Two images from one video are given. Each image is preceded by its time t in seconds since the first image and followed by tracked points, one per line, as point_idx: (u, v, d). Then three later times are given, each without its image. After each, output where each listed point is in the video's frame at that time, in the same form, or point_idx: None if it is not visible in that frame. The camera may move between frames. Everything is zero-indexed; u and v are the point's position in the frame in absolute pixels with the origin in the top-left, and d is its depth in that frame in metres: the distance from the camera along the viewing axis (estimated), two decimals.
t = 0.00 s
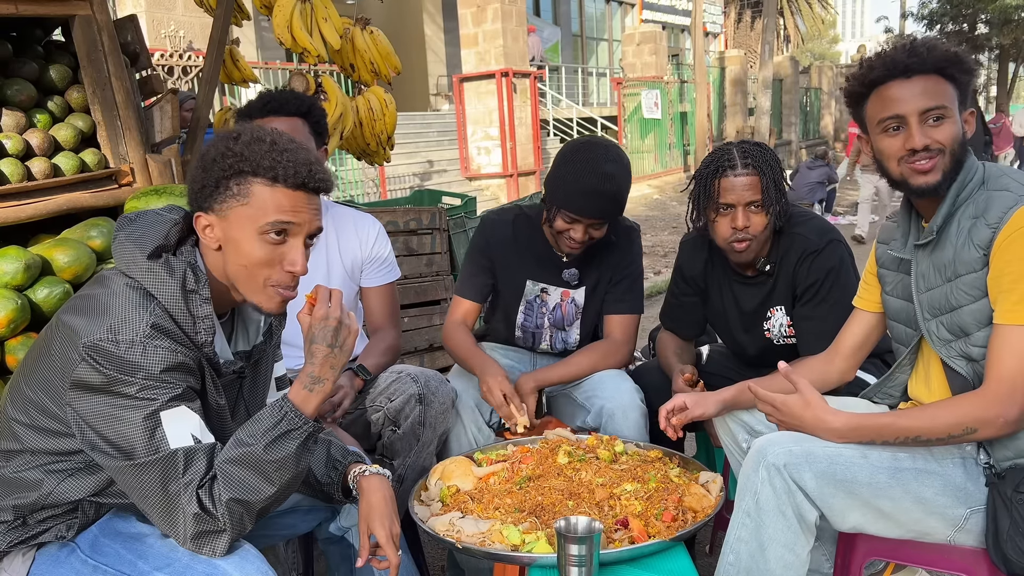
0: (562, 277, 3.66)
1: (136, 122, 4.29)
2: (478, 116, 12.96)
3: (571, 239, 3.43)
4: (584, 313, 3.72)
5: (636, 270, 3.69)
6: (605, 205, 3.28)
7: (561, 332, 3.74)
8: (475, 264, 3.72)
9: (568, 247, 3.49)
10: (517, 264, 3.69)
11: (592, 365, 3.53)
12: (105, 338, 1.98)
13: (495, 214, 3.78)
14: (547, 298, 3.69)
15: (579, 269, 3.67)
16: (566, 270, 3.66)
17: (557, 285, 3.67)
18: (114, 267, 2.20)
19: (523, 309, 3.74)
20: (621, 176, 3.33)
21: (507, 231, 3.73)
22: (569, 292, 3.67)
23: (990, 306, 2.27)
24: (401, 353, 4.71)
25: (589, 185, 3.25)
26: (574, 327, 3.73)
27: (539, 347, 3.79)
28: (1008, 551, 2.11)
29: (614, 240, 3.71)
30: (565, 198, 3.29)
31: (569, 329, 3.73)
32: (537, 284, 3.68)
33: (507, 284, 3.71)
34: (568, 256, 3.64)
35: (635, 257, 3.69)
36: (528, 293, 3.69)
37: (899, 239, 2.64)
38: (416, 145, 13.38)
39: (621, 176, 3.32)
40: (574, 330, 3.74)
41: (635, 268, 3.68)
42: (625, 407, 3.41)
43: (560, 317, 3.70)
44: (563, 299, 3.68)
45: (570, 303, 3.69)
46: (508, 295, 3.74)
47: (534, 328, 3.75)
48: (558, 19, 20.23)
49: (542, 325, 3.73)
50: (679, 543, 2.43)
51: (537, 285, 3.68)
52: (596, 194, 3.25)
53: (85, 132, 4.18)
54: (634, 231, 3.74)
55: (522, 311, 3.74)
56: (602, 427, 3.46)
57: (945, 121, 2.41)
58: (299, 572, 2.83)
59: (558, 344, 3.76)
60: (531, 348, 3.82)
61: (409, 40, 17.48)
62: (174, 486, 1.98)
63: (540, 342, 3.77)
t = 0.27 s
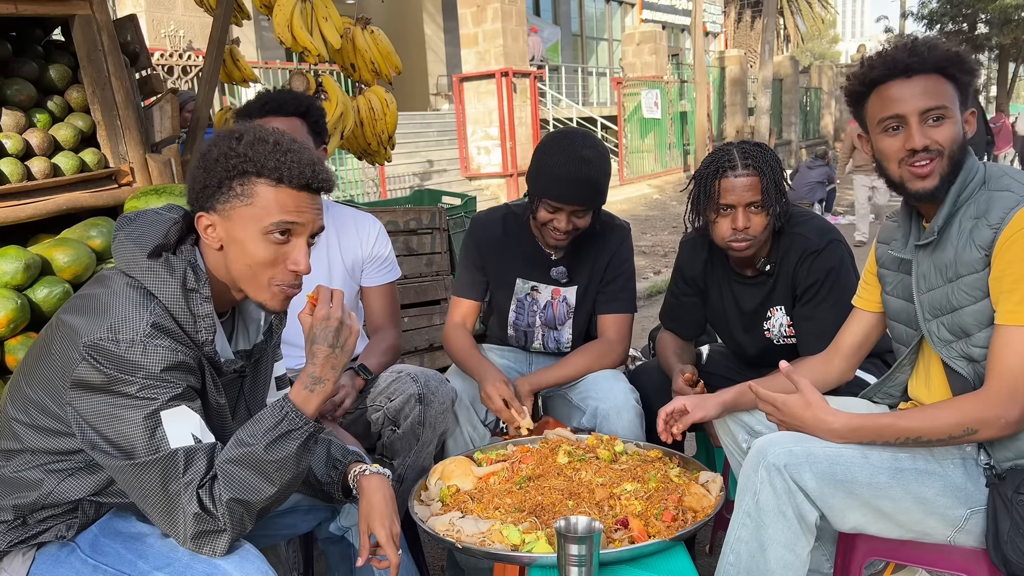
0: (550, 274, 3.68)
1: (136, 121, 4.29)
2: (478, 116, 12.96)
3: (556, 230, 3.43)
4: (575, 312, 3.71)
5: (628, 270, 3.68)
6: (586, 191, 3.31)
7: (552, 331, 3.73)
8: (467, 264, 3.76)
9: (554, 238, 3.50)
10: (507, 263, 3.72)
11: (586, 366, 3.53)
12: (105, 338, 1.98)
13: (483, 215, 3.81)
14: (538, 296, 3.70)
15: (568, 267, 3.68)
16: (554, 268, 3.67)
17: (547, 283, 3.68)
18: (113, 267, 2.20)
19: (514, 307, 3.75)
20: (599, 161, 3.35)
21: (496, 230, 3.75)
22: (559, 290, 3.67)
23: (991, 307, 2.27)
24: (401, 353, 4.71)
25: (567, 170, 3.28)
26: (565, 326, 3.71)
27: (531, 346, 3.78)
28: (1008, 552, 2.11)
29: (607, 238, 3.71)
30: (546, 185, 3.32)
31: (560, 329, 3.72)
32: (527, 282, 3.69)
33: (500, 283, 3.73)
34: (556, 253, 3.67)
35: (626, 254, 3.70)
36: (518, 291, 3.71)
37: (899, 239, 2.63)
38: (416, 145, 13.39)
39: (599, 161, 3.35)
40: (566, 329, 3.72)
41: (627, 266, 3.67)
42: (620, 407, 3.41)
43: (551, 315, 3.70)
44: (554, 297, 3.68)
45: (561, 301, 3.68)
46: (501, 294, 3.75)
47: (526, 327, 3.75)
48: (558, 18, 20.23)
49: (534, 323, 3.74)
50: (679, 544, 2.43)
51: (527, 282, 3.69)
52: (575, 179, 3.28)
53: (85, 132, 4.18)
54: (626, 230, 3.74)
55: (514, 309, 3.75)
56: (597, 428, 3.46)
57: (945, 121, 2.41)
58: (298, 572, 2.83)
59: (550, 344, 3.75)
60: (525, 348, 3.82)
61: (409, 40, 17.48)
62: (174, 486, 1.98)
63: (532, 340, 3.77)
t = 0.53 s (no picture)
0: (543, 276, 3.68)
1: (136, 121, 4.29)
2: (478, 116, 12.96)
3: (539, 211, 3.47)
4: (572, 312, 3.71)
5: (620, 271, 3.68)
6: (559, 158, 3.40)
7: (550, 333, 3.74)
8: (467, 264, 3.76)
9: (540, 226, 3.51)
10: (498, 266, 3.73)
11: (586, 367, 3.51)
12: (105, 338, 1.98)
13: (472, 219, 3.84)
14: (532, 299, 3.70)
15: (559, 268, 3.68)
16: (546, 270, 3.68)
17: (539, 285, 3.69)
18: (114, 267, 2.20)
19: (509, 312, 3.76)
20: (567, 131, 3.48)
21: (485, 235, 3.76)
22: (553, 291, 3.68)
23: (991, 307, 2.27)
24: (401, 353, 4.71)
25: (536, 140, 3.42)
26: (562, 327, 3.72)
27: (530, 348, 3.79)
28: (1008, 552, 2.11)
29: (597, 236, 3.71)
30: (522, 160, 3.43)
31: (557, 330, 3.73)
32: (521, 285, 3.70)
33: (495, 285, 3.74)
34: (548, 253, 3.68)
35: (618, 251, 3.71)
36: (513, 294, 3.72)
37: (899, 238, 2.63)
38: (416, 145, 13.39)
39: (567, 132, 3.47)
40: (563, 330, 3.73)
41: (619, 264, 3.68)
42: (620, 407, 3.44)
43: (547, 317, 3.71)
44: (548, 299, 3.69)
45: (557, 303, 3.69)
46: (497, 297, 3.76)
47: (523, 330, 3.76)
48: (558, 19, 20.23)
49: (530, 326, 3.74)
50: (679, 544, 2.43)
51: (520, 285, 3.70)
52: (547, 146, 3.40)
53: (85, 132, 4.18)
54: (616, 227, 3.75)
55: (509, 313, 3.76)
56: (598, 428, 3.47)
57: (944, 122, 2.41)
58: (299, 572, 2.83)
59: (548, 345, 3.76)
60: (523, 350, 3.83)
61: (408, 40, 17.48)
62: (174, 486, 1.98)
63: (529, 343, 3.78)
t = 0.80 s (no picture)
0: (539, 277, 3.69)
1: (136, 121, 4.29)
2: (478, 116, 12.96)
3: (527, 210, 3.48)
4: (570, 313, 3.69)
5: (617, 271, 3.67)
6: (543, 157, 3.41)
7: (549, 334, 3.73)
8: (467, 265, 3.76)
9: (532, 225, 3.51)
10: (495, 267, 3.73)
11: (587, 368, 3.50)
12: (105, 338, 1.98)
13: (469, 219, 3.85)
14: (529, 299, 3.70)
15: (555, 268, 3.68)
16: (542, 270, 3.68)
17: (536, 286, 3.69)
18: (114, 267, 2.20)
19: (508, 313, 3.76)
20: (552, 130, 3.48)
21: (482, 235, 3.76)
22: (550, 291, 3.68)
23: (989, 307, 2.27)
24: (401, 353, 4.71)
25: (518, 141, 3.43)
26: (561, 328, 3.71)
27: (529, 348, 3.78)
28: (1008, 551, 2.11)
29: (592, 236, 3.71)
30: (506, 161, 3.44)
31: (556, 331, 3.72)
32: (518, 286, 3.70)
33: (495, 286, 3.73)
34: (544, 253, 3.69)
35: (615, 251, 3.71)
36: (510, 296, 3.72)
37: (898, 237, 2.63)
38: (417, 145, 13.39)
39: (552, 130, 3.47)
40: (562, 331, 3.72)
41: (616, 264, 3.67)
42: (621, 407, 3.44)
43: (546, 318, 3.70)
44: (546, 299, 3.69)
45: (554, 303, 3.69)
46: (496, 297, 3.76)
47: (522, 331, 3.76)
48: (558, 18, 20.23)
49: (529, 327, 3.74)
50: (679, 544, 2.43)
51: (517, 286, 3.70)
52: (529, 146, 3.41)
53: (85, 132, 4.18)
54: (612, 226, 3.75)
55: (507, 314, 3.76)
56: (598, 428, 3.48)
57: (942, 122, 2.41)
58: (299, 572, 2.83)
59: (547, 345, 3.75)
60: (522, 351, 3.81)
61: (408, 40, 17.48)
62: (174, 486, 1.97)
63: (529, 342, 3.76)
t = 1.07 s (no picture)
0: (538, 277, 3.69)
1: (136, 121, 4.29)
2: (478, 116, 12.96)
3: (521, 213, 3.48)
4: (570, 313, 3.69)
5: (616, 271, 3.67)
6: (535, 160, 3.40)
7: (548, 333, 3.74)
8: (467, 265, 3.76)
9: (527, 227, 3.52)
10: (495, 267, 3.73)
11: (587, 368, 3.50)
12: (105, 338, 1.98)
13: (469, 219, 3.84)
14: (529, 299, 3.71)
15: (554, 268, 3.68)
16: (541, 271, 3.68)
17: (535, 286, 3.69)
18: (114, 267, 2.20)
19: (508, 313, 3.76)
20: (543, 133, 3.46)
21: (481, 235, 3.76)
22: (550, 291, 3.68)
23: (988, 307, 2.27)
24: (401, 353, 4.71)
25: (509, 145, 3.42)
26: (560, 328, 3.72)
27: (529, 348, 3.79)
28: (1008, 551, 2.11)
29: (591, 237, 3.70)
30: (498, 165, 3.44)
31: (556, 331, 3.73)
32: (517, 286, 3.71)
33: (495, 286, 3.74)
34: (542, 253, 3.69)
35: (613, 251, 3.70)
36: (510, 295, 3.72)
37: (897, 237, 2.63)
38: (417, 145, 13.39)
39: (543, 132, 3.46)
40: (561, 331, 3.73)
41: (615, 264, 3.67)
42: (620, 407, 3.44)
43: (545, 318, 3.71)
44: (545, 300, 3.69)
45: (553, 303, 3.69)
46: (496, 297, 3.76)
47: (521, 330, 3.76)
48: (558, 19, 20.23)
49: (529, 326, 3.74)
50: (679, 544, 2.43)
51: (517, 286, 3.71)
52: (520, 150, 3.40)
53: (85, 132, 4.18)
54: (611, 226, 3.75)
55: (507, 313, 3.76)
56: (598, 428, 3.48)
57: (941, 123, 2.41)
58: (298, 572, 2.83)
59: (547, 344, 3.76)
60: (522, 350, 3.83)
61: (408, 40, 17.48)
62: (174, 486, 1.98)
63: (529, 342, 3.77)
